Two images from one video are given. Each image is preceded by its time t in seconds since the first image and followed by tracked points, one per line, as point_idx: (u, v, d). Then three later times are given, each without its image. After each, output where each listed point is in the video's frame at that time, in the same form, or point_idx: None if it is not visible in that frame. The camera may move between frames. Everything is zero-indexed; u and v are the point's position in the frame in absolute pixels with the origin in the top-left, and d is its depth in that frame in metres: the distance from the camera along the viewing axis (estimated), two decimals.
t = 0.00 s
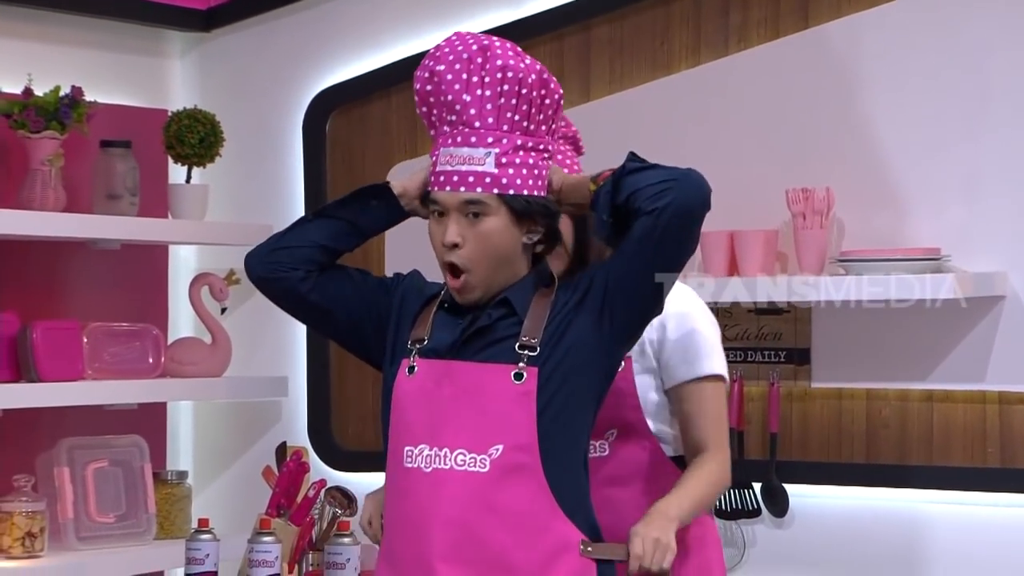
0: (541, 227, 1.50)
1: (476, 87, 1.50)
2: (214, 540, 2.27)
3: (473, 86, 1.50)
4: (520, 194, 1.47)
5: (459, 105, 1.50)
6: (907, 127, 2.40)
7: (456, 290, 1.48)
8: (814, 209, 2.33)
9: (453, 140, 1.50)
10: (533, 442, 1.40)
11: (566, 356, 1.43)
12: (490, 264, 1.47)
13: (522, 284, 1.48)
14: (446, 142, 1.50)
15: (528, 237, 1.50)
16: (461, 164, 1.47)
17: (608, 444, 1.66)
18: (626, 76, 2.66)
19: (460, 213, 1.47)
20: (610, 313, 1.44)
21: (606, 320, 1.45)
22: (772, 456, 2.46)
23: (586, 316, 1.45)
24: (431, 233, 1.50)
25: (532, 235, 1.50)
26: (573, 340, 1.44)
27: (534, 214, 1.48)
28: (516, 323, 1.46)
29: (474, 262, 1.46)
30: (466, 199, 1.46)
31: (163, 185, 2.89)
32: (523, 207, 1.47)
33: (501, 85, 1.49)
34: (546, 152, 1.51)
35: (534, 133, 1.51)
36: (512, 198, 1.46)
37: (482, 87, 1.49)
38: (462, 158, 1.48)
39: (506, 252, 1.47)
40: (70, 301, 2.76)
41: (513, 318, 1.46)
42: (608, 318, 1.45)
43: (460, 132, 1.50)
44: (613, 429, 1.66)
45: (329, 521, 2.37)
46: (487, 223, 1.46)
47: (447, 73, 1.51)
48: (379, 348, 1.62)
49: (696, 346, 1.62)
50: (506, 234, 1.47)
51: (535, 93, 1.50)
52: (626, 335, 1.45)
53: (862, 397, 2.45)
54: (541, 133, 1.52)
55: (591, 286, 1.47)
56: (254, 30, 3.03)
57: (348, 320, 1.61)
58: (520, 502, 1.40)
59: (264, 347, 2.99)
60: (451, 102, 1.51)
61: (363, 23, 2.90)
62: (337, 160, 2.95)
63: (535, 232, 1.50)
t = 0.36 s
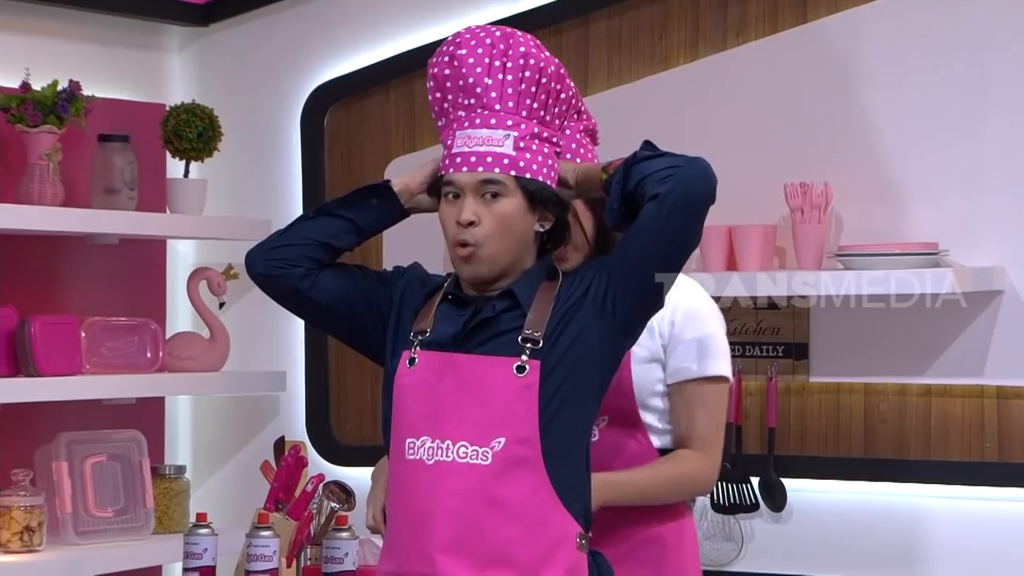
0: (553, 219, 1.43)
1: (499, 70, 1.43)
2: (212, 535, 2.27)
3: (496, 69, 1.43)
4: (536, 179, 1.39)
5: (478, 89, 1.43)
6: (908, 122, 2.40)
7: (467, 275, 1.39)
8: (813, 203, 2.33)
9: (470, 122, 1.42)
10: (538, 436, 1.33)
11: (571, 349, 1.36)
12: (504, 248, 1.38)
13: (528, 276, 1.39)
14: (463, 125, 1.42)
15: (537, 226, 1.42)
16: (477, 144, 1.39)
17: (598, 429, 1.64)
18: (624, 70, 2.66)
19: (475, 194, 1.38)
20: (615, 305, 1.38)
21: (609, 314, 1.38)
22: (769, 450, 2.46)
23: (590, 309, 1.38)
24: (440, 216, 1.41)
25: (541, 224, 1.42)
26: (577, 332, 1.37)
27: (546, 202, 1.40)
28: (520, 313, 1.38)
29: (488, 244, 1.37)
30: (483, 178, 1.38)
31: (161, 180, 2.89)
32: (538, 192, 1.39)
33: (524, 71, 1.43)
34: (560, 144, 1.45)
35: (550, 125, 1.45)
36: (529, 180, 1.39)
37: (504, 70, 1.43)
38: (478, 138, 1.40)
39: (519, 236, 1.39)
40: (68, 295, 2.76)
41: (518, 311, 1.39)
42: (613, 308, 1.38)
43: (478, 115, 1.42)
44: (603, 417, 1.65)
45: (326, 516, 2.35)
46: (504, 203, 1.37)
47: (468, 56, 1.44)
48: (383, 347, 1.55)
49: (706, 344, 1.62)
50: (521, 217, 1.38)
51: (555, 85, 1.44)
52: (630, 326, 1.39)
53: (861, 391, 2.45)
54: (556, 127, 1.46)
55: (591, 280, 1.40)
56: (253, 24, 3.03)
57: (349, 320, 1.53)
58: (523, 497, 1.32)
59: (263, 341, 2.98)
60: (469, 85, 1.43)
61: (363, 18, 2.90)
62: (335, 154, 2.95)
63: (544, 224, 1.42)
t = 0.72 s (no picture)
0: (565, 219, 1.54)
1: (521, 68, 1.50)
2: (215, 532, 2.29)
3: (518, 67, 1.50)
4: (553, 176, 1.49)
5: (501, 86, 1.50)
6: (907, 120, 2.41)
7: (487, 267, 1.48)
8: (812, 201, 2.34)
9: (492, 118, 1.49)
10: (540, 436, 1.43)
11: (575, 348, 1.47)
12: (524, 243, 1.48)
13: (535, 272, 1.50)
14: (484, 121, 1.50)
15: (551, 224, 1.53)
16: (501, 140, 1.47)
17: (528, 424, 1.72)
18: (624, 68, 2.67)
19: (496, 191, 1.47)
20: (618, 302, 1.48)
21: (614, 312, 1.48)
22: (768, 447, 2.48)
23: (595, 309, 1.48)
24: (458, 210, 1.50)
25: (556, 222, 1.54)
26: (582, 334, 1.47)
27: (561, 198, 1.51)
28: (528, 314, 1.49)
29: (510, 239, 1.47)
30: (505, 176, 1.47)
31: (165, 179, 2.90)
32: (553, 190, 1.50)
33: (545, 70, 1.51)
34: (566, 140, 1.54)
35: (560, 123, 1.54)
36: (546, 178, 1.49)
37: (526, 71, 1.50)
38: (501, 135, 1.48)
39: (537, 232, 1.49)
40: (69, 292, 2.77)
41: (523, 307, 1.49)
42: (617, 307, 1.48)
43: (500, 111, 1.49)
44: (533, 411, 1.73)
45: (328, 513, 2.38)
46: (524, 201, 1.47)
47: (491, 53, 1.50)
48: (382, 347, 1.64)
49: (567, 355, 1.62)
50: (538, 213, 1.48)
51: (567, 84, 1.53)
52: (634, 322, 1.49)
53: (859, 388, 2.46)
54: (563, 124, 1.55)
55: (597, 278, 1.50)
56: (255, 24, 3.05)
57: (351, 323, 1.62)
58: (529, 493, 1.42)
59: (265, 339, 3.00)
60: (490, 82, 1.50)
61: (365, 18, 2.92)
62: (335, 152, 2.96)
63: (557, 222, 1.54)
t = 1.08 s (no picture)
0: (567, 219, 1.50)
1: (524, 68, 1.47)
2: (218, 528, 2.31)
3: (522, 66, 1.47)
4: (557, 176, 1.45)
5: (502, 85, 1.47)
6: (906, 120, 2.42)
7: (490, 267, 1.43)
8: (812, 200, 2.35)
9: (494, 117, 1.46)
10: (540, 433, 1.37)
11: (576, 349, 1.41)
12: (528, 242, 1.43)
13: (538, 273, 1.45)
14: (485, 121, 1.46)
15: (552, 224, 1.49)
16: (503, 139, 1.44)
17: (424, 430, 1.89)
18: (625, 68, 2.68)
19: (500, 189, 1.42)
20: (620, 302, 1.43)
21: (613, 313, 1.43)
22: (768, 445, 2.50)
23: (596, 309, 1.43)
24: (459, 210, 1.45)
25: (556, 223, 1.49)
26: (583, 334, 1.42)
27: (564, 198, 1.46)
28: (530, 314, 1.43)
29: (515, 238, 1.42)
30: (510, 174, 1.42)
31: (168, 178, 2.91)
32: (557, 190, 1.45)
33: (548, 70, 1.48)
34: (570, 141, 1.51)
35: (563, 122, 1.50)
36: (550, 177, 1.44)
37: (528, 69, 1.47)
38: (503, 134, 1.44)
39: (541, 232, 1.44)
40: (74, 291, 2.79)
41: (526, 308, 1.44)
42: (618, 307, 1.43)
43: (503, 111, 1.46)
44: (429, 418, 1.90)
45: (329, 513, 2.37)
46: (529, 200, 1.42)
47: (493, 52, 1.47)
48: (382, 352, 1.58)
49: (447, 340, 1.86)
50: (542, 213, 1.43)
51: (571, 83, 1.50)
52: (635, 323, 1.44)
53: (859, 385, 2.47)
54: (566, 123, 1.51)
55: (597, 279, 1.45)
56: (257, 23, 3.06)
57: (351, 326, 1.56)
58: (527, 493, 1.36)
59: (267, 337, 3.01)
60: (492, 80, 1.47)
61: (367, 18, 2.93)
62: (338, 152, 2.97)
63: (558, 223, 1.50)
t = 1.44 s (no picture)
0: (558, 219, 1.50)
1: (513, 70, 1.46)
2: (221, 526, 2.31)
3: (510, 69, 1.46)
4: (547, 177, 1.46)
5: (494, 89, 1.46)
6: (905, 120, 2.44)
7: (481, 270, 1.43)
8: (812, 200, 2.36)
9: (484, 122, 1.46)
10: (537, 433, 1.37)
11: (574, 349, 1.42)
12: (519, 246, 1.43)
13: (533, 274, 1.46)
14: (477, 124, 1.46)
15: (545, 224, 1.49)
16: (492, 145, 1.44)
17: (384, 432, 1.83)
18: (626, 69, 2.70)
19: (491, 194, 1.43)
20: (617, 301, 1.44)
21: (609, 313, 1.44)
22: (768, 444, 2.51)
23: (592, 310, 1.44)
24: (450, 215, 1.45)
25: (549, 223, 1.50)
26: (580, 334, 1.42)
27: (557, 199, 1.47)
28: (525, 317, 1.44)
29: (505, 243, 1.42)
30: (500, 179, 1.43)
31: (171, 178, 2.93)
32: (549, 192, 1.46)
33: (537, 72, 1.47)
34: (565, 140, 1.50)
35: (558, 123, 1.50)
36: (542, 181, 1.45)
37: (518, 71, 1.46)
38: (492, 139, 1.44)
39: (532, 236, 1.44)
40: (79, 290, 2.80)
41: (522, 310, 1.44)
42: (614, 308, 1.44)
43: (494, 115, 1.46)
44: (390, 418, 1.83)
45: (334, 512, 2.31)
46: (520, 204, 1.43)
47: (483, 55, 1.47)
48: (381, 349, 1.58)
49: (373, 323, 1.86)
50: (533, 217, 1.44)
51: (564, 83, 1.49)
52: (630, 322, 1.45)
53: (859, 385, 2.49)
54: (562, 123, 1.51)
55: (592, 279, 1.46)
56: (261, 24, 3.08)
57: (350, 324, 1.57)
58: (524, 493, 1.36)
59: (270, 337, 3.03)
60: (483, 84, 1.47)
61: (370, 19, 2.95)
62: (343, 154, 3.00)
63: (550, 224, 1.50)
